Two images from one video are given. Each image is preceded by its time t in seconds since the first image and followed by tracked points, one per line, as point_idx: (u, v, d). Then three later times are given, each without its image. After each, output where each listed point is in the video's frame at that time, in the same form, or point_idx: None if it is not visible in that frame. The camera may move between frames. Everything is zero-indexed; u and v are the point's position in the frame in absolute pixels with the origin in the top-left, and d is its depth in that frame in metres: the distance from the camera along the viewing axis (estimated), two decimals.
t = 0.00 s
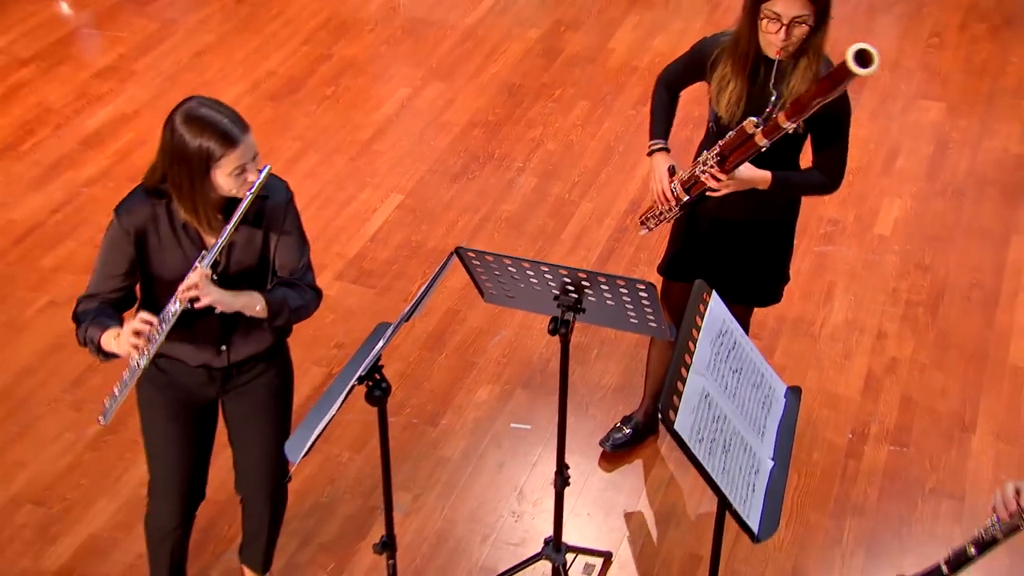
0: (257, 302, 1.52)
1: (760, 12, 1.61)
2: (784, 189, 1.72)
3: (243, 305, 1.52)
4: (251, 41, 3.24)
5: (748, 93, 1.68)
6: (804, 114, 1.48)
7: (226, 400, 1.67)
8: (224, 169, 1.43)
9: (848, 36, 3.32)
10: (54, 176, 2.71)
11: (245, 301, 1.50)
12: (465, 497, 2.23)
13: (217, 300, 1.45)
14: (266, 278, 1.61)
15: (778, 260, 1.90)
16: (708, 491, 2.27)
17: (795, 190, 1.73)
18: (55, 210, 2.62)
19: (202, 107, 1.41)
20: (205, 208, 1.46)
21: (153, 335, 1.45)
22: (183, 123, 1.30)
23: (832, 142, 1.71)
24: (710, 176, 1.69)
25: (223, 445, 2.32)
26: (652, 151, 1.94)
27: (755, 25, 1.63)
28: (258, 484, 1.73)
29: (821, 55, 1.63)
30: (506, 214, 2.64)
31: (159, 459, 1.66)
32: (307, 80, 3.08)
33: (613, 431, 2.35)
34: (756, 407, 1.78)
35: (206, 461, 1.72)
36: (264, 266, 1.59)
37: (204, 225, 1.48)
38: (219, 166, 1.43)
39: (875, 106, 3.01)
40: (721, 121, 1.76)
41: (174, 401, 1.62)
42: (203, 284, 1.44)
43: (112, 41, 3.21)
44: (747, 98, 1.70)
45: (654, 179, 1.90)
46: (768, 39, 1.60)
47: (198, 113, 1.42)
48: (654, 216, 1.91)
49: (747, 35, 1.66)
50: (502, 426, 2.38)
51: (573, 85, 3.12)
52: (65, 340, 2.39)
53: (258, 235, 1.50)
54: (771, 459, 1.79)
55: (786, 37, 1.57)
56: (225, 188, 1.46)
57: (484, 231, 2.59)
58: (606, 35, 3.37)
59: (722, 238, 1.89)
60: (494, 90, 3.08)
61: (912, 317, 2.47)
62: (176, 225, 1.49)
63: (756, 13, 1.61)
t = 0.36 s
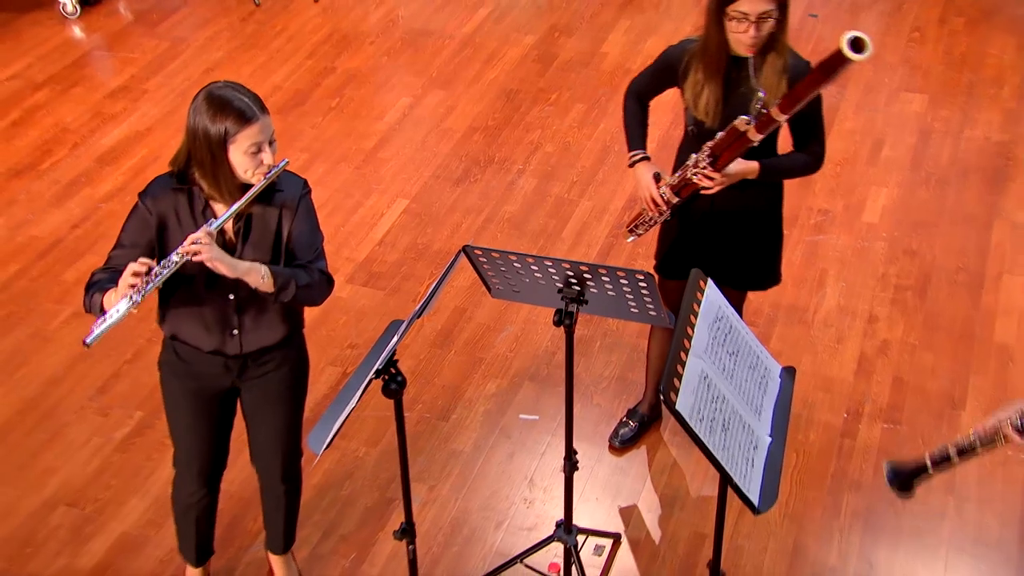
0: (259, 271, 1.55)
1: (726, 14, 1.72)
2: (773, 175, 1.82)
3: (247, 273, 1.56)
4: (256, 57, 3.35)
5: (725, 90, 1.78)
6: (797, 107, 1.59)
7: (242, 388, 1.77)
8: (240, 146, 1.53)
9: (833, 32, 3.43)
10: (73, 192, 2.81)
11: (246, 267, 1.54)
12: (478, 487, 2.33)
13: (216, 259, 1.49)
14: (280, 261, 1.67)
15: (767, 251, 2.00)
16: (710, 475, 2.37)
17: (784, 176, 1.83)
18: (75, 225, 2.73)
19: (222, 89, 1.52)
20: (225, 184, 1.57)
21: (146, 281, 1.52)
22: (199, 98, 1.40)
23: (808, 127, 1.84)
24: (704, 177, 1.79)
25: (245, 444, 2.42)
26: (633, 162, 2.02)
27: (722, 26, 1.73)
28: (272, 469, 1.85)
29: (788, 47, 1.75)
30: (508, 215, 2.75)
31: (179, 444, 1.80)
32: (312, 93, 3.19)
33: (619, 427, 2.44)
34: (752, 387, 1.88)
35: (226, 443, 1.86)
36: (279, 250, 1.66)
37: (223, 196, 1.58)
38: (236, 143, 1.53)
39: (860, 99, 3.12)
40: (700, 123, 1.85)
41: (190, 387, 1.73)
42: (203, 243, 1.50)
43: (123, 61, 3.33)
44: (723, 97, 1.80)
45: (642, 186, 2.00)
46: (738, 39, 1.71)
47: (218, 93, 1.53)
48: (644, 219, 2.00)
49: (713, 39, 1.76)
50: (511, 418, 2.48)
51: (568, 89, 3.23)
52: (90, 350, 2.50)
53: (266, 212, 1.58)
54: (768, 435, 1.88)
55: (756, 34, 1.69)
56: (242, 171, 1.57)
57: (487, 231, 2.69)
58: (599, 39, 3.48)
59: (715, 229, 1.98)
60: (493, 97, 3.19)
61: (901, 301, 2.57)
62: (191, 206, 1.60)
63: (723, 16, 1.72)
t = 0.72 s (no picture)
0: (262, 280, 1.64)
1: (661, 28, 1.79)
2: (723, 177, 1.90)
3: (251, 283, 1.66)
4: (258, 73, 3.46)
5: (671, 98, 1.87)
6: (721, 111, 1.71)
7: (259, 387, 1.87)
8: (235, 158, 1.59)
9: (813, 31, 3.55)
10: (87, 210, 2.93)
11: (248, 277, 1.63)
12: (487, 477, 2.44)
13: (218, 274, 1.59)
14: (288, 267, 1.75)
15: (738, 238, 2.11)
16: (708, 458, 2.48)
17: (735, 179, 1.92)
18: (91, 241, 2.85)
19: (213, 105, 1.59)
20: (225, 197, 1.64)
21: (152, 303, 1.62)
22: (188, 114, 1.48)
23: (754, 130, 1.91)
24: (653, 183, 1.87)
25: (261, 443, 2.53)
26: (601, 167, 2.08)
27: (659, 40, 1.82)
28: (290, 464, 1.94)
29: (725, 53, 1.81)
30: (506, 216, 2.85)
31: (201, 442, 1.90)
32: (313, 106, 3.30)
33: (620, 416, 2.55)
34: (744, 369, 1.99)
35: (245, 440, 1.97)
36: (287, 256, 1.75)
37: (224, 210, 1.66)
38: (230, 156, 1.60)
39: (840, 94, 3.23)
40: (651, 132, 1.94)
41: (210, 388, 1.83)
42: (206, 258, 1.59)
43: (130, 82, 3.45)
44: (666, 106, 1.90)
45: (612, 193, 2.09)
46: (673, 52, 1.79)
47: (209, 111, 1.60)
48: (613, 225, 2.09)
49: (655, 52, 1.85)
50: (516, 410, 2.59)
51: (560, 94, 3.34)
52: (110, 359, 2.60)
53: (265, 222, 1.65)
54: (760, 415, 1.98)
55: (689, 46, 1.75)
56: (241, 184, 1.63)
57: (486, 232, 2.80)
58: (587, 45, 3.59)
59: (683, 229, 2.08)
60: (487, 104, 3.30)
61: (885, 286, 2.67)
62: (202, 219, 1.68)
63: (657, 31, 1.79)
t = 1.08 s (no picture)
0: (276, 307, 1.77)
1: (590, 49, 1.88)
2: (663, 188, 1.99)
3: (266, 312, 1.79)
4: (251, 93, 3.57)
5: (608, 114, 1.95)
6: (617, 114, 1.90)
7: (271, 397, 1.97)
8: (238, 197, 1.69)
9: (784, 34, 3.69)
10: (91, 229, 3.04)
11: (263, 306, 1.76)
12: (486, 471, 2.55)
13: (236, 309, 1.72)
14: (294, 288, 1.88)
15: (700, 239, 2.19)
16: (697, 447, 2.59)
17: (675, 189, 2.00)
18: (96, 259, 2.96)
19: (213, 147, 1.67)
20: (230, 231, 1.74)
21: (184, 343, 1.75)
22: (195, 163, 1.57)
23: (697, 141, 1.98)
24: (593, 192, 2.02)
25: (269, 447, 2.63)
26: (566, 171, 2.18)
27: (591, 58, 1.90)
28: (304, 468, 2.04)
29: (654, 69, 1.89)
30: (496, 222, 2.97)
31: (216, 451, 2.00)
32: (306, 122, 3.41)
33: (612, 409, 2.66)
34: (725, 357, 2.10)
35: (257, 448, 2.07)
36: (292, 276, 1.85)
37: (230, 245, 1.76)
38: (235, 195, 1.70)
39: (812, 94, 3.37)
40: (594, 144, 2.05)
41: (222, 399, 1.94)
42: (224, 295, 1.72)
43: (127, 105, 3.56)
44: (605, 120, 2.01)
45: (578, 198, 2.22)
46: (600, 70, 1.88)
47: (212, 152, 1.69)
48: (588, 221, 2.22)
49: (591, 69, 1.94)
50: (512, 407, 2.70)
51: (543, 102, 3.46)
52: (119, 372, 2.70)
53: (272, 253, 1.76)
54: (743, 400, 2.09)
55: (613, 66, 1.84)
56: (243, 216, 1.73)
57: (478, 238, 2.91)
58: (569, 54, 3.71)
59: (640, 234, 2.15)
60: (474, 114, 3.42)
61: (860, 276, 2.79)
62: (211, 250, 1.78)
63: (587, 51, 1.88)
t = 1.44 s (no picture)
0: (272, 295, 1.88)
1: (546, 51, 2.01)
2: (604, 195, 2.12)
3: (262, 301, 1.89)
4: (234, 114, 3.68)
5: (561, 115, 2.09)
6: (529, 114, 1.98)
7: (266, 399, 2.10)
8: (224, 193, 1.79)
9: (744, 39, 3.84)
10: (84, 252, 3.14)
11: (259, 294, 1.86)
12: (476, 467, 2.66)
13: (237, 297, 1.82)
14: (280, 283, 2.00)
15: (654, 236, 2.33)
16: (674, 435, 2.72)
17: (621, 197, 2.13)
18: (90, 281, 3.06)
19: (195, 148, 1.78)
20: (218, 229, 1.83)
21: (192, 329, 1.82)
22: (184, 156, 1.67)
23: (646, 149, 2.10)
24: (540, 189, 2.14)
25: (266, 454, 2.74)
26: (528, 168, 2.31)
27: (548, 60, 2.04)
28: (301, 463, 2.19)
29: (606, 77, 2.02)
30: (475, 229, 3.09)
31: (217, 454, 2.13)
32: (288, 140, 3.52)
33: (592, 403, 2.79)
34: (696, 348, 2.21)
35: (256, 449, 2.19)
36: (278, 271, 1.97)
37: (219, 243, 1.85)
38: (220, 191, 1.79)
39: (772, 95, 3.52)
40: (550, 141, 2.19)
41: (221, 406, 2.05)
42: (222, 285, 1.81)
43: (113, 130, 3.66)
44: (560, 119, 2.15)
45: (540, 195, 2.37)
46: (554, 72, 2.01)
47: (193, 154, 1.80)
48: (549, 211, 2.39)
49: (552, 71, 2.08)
50: (497, 405, 2.82)
51: (516, 112, 3.59)
52: (117, 388, 2.80)
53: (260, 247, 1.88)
54: (713, 387, 2.21)
55: (563, 69, 1.97)
56: (229, 213, 1.83)
57: (458, 245, 3.02)
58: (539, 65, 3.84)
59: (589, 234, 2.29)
60: (449, 127, 3.54)
61: (823, 266, 2.93)
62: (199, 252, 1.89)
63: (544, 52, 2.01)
